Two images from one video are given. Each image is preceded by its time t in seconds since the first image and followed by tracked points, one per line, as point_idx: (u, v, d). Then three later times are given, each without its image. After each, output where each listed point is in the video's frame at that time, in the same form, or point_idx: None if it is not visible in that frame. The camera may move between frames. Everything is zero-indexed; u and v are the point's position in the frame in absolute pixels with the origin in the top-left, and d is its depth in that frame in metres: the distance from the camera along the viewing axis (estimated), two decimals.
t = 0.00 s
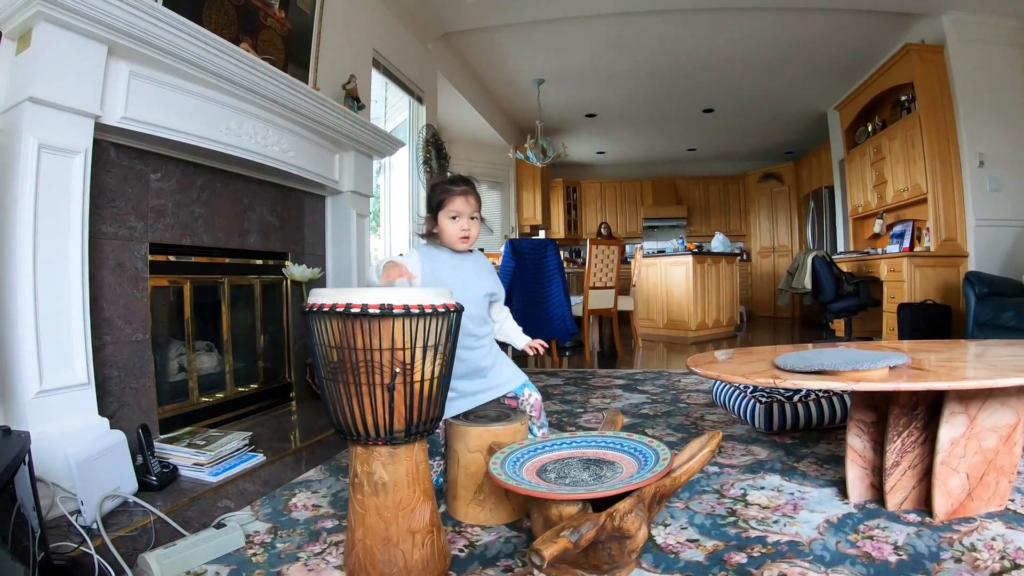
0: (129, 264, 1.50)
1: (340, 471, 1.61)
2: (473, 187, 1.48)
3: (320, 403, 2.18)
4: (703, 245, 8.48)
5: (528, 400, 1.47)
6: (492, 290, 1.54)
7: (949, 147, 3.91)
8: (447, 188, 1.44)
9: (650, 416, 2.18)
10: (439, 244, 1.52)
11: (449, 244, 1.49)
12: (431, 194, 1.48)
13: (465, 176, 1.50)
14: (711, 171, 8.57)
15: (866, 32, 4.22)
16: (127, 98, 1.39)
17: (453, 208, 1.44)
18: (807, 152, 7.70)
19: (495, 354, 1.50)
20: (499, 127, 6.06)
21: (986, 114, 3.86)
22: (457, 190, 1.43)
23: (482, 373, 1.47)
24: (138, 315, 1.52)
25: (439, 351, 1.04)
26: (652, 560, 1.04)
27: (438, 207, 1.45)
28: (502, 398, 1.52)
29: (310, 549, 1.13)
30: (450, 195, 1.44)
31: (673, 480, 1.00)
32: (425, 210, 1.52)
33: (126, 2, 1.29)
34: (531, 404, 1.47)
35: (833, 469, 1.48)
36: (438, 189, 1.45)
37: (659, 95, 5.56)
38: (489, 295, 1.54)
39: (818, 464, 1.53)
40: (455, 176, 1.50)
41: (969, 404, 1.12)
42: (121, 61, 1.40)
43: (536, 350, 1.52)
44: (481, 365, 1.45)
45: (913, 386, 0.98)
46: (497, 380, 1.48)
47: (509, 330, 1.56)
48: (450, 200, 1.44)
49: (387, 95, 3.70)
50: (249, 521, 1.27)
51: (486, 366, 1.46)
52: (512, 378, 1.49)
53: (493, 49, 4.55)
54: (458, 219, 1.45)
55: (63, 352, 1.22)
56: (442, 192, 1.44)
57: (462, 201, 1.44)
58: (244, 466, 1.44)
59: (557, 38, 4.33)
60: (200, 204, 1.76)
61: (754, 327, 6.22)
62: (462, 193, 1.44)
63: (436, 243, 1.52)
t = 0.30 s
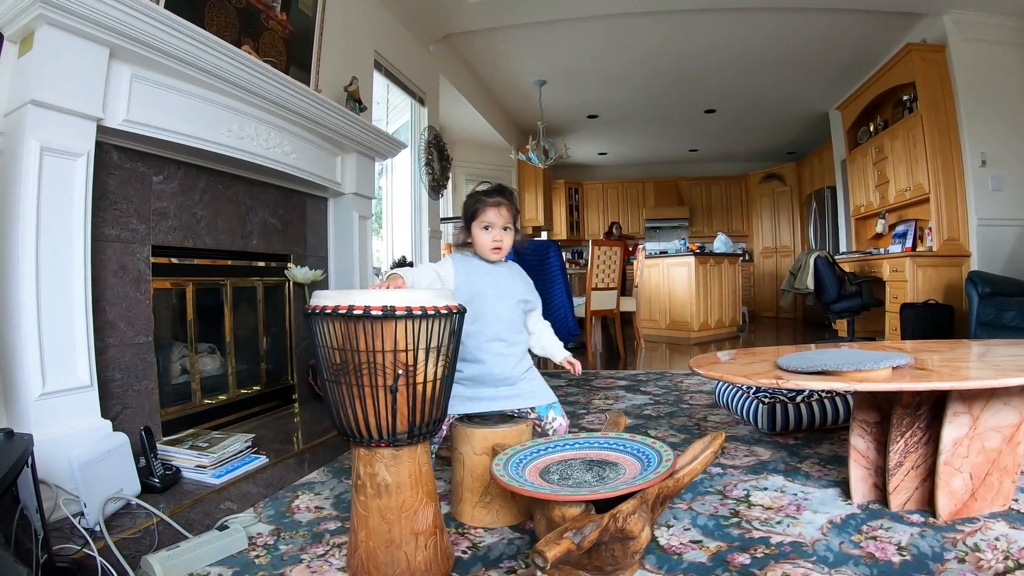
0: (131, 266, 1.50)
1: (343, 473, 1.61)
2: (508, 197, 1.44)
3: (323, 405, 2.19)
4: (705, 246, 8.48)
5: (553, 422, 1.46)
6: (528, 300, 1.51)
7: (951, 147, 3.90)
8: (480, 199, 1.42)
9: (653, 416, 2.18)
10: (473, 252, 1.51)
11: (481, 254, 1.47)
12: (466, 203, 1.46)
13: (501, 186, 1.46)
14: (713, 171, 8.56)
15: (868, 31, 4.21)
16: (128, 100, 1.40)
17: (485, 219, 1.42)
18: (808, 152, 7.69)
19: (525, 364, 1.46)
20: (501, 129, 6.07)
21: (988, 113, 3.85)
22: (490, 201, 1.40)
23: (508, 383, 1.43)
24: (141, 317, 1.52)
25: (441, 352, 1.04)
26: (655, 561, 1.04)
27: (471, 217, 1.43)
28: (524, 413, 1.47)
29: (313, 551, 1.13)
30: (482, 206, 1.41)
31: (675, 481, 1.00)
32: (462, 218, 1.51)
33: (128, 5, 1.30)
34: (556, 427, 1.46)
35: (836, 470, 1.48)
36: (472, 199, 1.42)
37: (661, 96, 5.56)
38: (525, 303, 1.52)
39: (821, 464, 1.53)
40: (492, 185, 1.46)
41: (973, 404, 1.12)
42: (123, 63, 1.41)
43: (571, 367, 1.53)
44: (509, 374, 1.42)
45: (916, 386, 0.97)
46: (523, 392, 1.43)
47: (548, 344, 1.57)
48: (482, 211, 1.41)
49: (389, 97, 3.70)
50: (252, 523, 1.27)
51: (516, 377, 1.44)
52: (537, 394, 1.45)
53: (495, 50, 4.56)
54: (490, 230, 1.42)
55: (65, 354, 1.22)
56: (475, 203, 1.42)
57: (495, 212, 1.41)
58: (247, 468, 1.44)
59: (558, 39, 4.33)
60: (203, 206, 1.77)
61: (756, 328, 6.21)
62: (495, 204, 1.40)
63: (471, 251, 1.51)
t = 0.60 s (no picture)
0: (132, 266, 1.50)
1: (343, 473, 1.61)
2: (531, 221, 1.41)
3: (323, 405, 2.19)
4: (705, 246, 8.48)
5: (557, 427, 1.39)
6: (534, 319, 1.41)
7: (951, 147, 3.90)
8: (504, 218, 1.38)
9: (653, 417, 2.18)
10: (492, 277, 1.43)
11: (503, 275, 1.39)
12: (488, 228, 1.41)
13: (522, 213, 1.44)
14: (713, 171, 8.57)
15: (868, 31, 4.21)
16: (129, 101, 1.40)
17: (511, 237, 1.36)
18: (808, 152, 7.69)
19: (527, 387, 1.39)
20: (501, 129, 6.07)
21: (988, 113, 3.86)
22: (516, 220, 1.37)
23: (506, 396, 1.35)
24: (141, 317, 1.52)
25: (442, 353, 1.04)
26: (655, 561, 1.04)
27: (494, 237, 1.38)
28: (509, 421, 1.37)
29: (313, 551, 1.13)
30: (508, 224, 1.37)
31: (676, 481, 1.00)
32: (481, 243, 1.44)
33: (128, 5, 1.30)
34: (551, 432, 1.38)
35: (837, 470, 1.48)
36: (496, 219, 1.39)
37: (661, 96, 5.56)
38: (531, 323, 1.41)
39: (821, 465, 1.53)
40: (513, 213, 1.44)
41: (973, 404, 1.11)
42: (123, 63, 1.41)
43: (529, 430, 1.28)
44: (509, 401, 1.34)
45: (917, 386, 0.97)
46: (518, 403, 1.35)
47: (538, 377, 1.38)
48: (507, 229, 1.36)
49: (389, 97, 3.71)
50: (252, 523, 1.27)
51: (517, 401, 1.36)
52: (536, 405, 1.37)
53: (495, 51, 4.56)
54: (515, 249, 1.36)
55: (65, 354, 1.22)
56: (499, 223, 1.38)
57: (521, 230, 1.36)
58: (247, 468, 1.45)
59: (559, 39, 4.33)
60: (203, 206, 1.77)
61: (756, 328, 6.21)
62: (521, 222, 1.37)
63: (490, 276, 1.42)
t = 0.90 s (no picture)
0: (131, 264, 1.50)
1: (343, 472, 1.61)
2: (521, 239, 1.31)
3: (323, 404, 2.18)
4: (705, 246, 8.48)
5: (549, 417, 1.36)
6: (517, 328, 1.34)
7: (952, 147, 3.90)
8: (505, 243, 1.25)
9: (653, 416, 2.18)
10: (481, 299, 1.32)
11: (499, 302, 1.30)
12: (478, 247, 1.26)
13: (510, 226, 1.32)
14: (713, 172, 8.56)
15: (869, 31, 4.20)
16: (129, 98, 1.39)
17: (513, 267, 1.26)
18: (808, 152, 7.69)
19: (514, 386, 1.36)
20: (501, 129, 6.06)
21: (989, 113, 3.85)
22: (517, 247, 1.25)
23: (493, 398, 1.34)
24: (141, 316, 1.52)
25: (442, 350, 1.04)
26: (656, 560, 1.04)
27: (493, 265, 1.25)
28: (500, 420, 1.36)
29: (312, 549, 1.12)
30: (510, 253, 1.25)
31: (676, 480, 0.99)
32: (468, 264, 1.29)
33: (127, 2, 1.29)
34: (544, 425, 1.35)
35: (838, 469, 1.48)
36: (494, 244, 1.24)
37: (661, 96, 5.56)
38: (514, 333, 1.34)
39: (821, 464, 1.53)
40: (500, 225, 1.30)
41: (974, 402, 1.11)
42: (123, 61, 1.40)
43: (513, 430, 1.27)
44: (496, 405, 1.33)
45: (918, 384, 0.97)
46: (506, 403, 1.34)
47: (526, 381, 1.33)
48: (510, 259, 1.25)
49: (389, 96, 3.71)
50: (251, 521, 1.27)
51: (506, 401, 1.36)
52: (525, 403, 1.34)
53: (495, 50, 4.55)
54: (516, 279, 1.27)
55: (64, 352, 1.22)
56: (499, 249, 1.25)
57: (522, 258, 1.27)
58: (246, 467, 1.44)
59: (559, 39, 4.33)
60: (202, 204, 1.77)
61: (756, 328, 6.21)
62: (522, 250, 1.27)
63: (479, 299, 1.32)
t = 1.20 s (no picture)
0: (130, 263, 1.50)
1: (342, 470, 1.60)
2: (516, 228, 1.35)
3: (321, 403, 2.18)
4: (705, 246, 8.48)
5: (543, 418, 1.34)
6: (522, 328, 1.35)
7: (951, 147, 3.90)
8: (503, 231, 1.29)
9: (652, 416, 2.18)
10: (485, 292, 1.34)
11: (504, 291, 1.32)
12: (477, 240, 1.29)
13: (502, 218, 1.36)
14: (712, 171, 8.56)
15: (868, 32, 4.21)
16: (128, 97, 1.39)
17: (514, 253, 1.29)
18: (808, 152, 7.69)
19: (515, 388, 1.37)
20: (500, 128, 6.06)
21: (988, 114, 3.86)
22: (515, 233, 1.29)
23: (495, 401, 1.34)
24: (139, 314, 1.52)
25: (441, 349, 1.04)
26: (653, 559, 1.04)
27: (495, 254, 1.28)
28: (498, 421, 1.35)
29: (310, 549, 1.12)
30: (509, 239, 1.28)
31: (674, 480, 0.99)
32: (469, 259, 1.31)
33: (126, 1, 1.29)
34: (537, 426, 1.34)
35: (836, 469, 1.48)
36: (492, 235, 1.27)
37: (661, 96, 5.56)
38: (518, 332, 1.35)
39: (819, 464, 1.53)
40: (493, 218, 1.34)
41: (972, 403, 1.12)
42: (122, 59, 1.40)
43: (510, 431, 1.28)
44: (497, 407, 1.33)
45: (916, 385, 0.97)
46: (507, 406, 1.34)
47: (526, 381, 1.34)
48: (511, 245, 1.28)
49: (389, 96, 3.72)
50: (249, 520, 1.26)
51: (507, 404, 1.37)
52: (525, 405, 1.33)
53: (494, 49, 4.55)
54: (518, 266, 1.30)
55: (62, 351, 1.22)
56: (499, 237, 1.28)
57: (521, 244, 1.31)
58: (244, 466, 1.45)
59: (559, 38, 4.32)
60: (201, 203, 1.76)
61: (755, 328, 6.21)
62: (519, 236, 1.30)
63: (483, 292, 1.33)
